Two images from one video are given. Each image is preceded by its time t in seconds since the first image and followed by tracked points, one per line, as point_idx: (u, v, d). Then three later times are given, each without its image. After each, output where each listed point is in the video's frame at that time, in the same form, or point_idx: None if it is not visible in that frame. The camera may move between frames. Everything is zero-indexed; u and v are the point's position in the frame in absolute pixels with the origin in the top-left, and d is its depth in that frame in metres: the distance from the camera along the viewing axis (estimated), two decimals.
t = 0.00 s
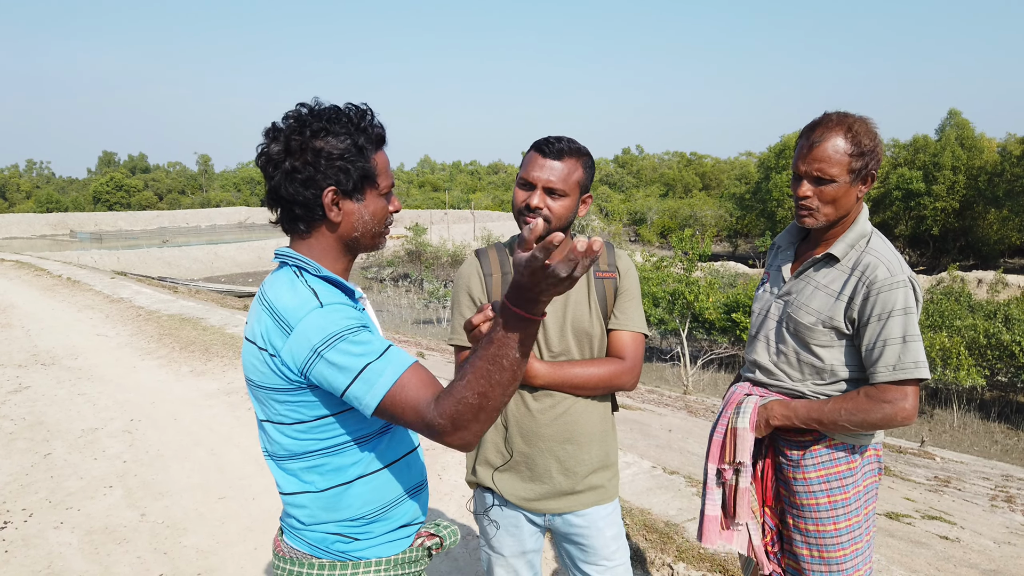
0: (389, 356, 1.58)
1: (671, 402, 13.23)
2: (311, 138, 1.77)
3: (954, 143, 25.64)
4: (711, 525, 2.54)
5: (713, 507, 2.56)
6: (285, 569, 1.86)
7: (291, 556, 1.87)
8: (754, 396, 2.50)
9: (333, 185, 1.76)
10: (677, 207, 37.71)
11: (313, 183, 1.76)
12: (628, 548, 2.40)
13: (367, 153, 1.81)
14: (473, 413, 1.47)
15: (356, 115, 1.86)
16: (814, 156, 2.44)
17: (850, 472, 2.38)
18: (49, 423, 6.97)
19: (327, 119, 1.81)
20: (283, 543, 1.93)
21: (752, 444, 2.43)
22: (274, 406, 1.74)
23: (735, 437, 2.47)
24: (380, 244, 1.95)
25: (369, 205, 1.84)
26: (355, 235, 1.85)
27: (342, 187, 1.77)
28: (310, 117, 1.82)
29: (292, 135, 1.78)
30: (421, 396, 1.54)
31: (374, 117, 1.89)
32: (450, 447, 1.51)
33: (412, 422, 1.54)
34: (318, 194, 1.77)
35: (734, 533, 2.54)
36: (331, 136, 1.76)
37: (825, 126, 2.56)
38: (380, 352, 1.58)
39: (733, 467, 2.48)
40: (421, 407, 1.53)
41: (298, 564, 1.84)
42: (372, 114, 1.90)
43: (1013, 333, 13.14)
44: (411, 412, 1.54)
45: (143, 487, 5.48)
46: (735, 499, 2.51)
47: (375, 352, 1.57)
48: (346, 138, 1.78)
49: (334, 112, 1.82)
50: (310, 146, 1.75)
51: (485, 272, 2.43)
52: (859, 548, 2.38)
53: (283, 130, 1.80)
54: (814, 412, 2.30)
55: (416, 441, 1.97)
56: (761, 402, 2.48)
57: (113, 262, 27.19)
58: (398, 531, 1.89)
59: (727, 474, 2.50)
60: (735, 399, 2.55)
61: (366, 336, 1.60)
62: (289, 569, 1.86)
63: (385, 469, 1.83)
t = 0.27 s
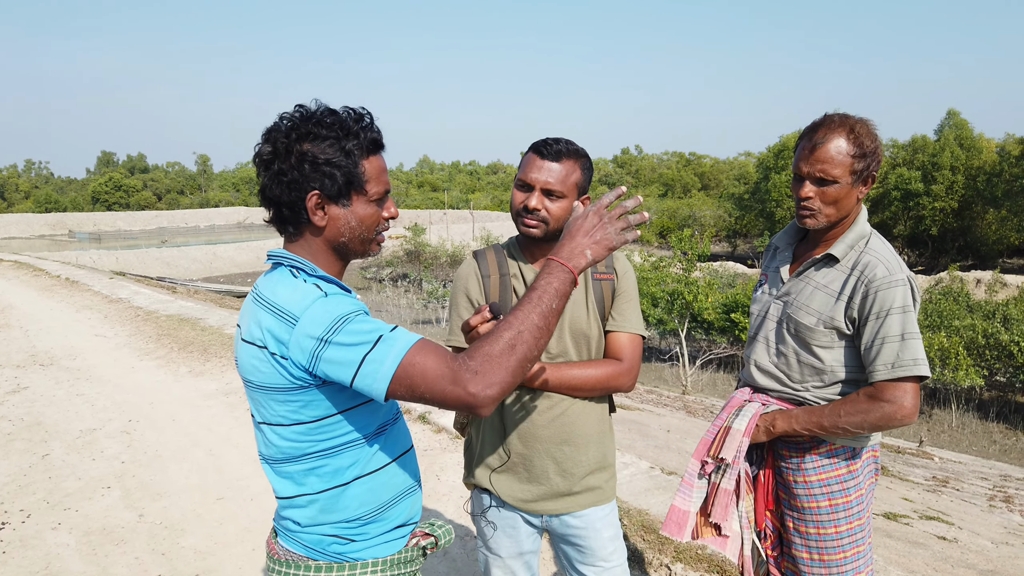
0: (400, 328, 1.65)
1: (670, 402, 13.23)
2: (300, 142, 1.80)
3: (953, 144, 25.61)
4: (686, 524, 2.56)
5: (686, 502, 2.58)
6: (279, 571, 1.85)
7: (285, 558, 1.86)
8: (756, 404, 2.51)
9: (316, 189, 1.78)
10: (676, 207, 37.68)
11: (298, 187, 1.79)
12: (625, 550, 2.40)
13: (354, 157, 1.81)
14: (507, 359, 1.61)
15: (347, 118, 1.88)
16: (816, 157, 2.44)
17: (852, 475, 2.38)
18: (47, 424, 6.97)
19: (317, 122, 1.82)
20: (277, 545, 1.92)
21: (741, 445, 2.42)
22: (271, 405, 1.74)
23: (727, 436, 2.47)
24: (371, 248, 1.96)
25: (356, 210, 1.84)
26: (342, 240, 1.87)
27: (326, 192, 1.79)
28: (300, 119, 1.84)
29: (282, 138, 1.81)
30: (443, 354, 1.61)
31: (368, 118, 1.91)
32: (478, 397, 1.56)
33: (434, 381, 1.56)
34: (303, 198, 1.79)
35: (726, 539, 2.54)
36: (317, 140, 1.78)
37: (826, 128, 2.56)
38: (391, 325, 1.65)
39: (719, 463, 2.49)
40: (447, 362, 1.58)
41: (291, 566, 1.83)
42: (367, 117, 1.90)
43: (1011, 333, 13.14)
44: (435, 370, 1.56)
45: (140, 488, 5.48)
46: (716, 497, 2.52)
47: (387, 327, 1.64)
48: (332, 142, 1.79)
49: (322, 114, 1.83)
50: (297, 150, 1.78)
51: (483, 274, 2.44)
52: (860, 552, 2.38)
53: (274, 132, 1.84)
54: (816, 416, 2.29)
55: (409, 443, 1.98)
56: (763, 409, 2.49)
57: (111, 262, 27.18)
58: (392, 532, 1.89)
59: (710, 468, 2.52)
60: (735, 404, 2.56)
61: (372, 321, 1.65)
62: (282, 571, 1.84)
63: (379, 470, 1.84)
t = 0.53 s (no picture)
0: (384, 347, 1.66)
1: (650, 409, 13.29)
2: (281, 149, 1.79)
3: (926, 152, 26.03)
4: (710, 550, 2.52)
5: (700, 534, 2.55)
6: None
7: (265, 571, 1.85)
8: (737, 420, 2.52)
9: (297, 198, 1.78)
10: (657, 214, 37.91)
11: (279, 195, 1.78)
12: (604, 558, 2.40)
13: (335, 165, 1.81)
14: (487, 387, 1.61)
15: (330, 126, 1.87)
16: (799, 165, 2.46)
17: (829, 479, 2.41)
18: (20, 437, 6.87)
19: (296, 131, 1.81)
20: (256, 557, 1.90)
21: (738, 470, 2.46)
22: (251, 415, 1.73)
23: (721, 463, 2.50)
24: (352, 257, 1.95)
25: (337, 218, 1.84)
26: (323, 247, 1.86)
27: (307, 200, 1.78)
28: (280, 128, 1.83)
29: (262, 145, 1.80)
30: (424, 377, 1.61)
31: (350, 129, 1.90)
32: (454, 425, 1.56)
33: (412, 405, 1.56)
34: (283, 205, 1.79)
35: (752, 550, 2.47)
36: (298, 148, 1.78)
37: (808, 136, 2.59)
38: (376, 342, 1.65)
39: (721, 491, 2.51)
40: (426, 387, 1.58)
41: None
42: (349, 127, 1.90)
43: (985, 338, 13.37)
44: (415, 395, 1.57)
45: (115, 501, 5.42)
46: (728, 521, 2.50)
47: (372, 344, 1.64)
48: (315, 149, 1.79)
49: (303, 123, 1.82)
50: (280, 157, 1.77)
51: (462, 282, 2.44)
52: (837, 557, 2.42)
53: (255, 139, 1.82)
54: (793, 424, 2.31)
55: (389, 452, 1.97)
56: (744, 423, 2.50)
57: (87, 272, 26.90)
58: (372, 542, 1.88)
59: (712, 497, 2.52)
60: (717, 426, 2.56)
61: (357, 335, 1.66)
62: None
63: (360, 480, 1.83)
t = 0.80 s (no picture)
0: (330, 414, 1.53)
1: (627, 418, 13.34)
2: (253, 159, 1.78)
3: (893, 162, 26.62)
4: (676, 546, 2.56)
5: (671, 532, 2.59)
6: None
7: None
8: (712, 426, 2.55)
9: (270, 208, 1.77)
10: (633, 224, 38.20)
11: (251, 205, 1.77)
12: (580, 567, 2.41)
13: (307, 175, 1.80)
14: (391, 503, 1.47)
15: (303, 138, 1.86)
16: (772, 175, 2.50)
17: (803, 487, 2.43)
18: None
19: (269, 143, 1.81)
20: (228, 570, 1.89)
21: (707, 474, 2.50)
22: (218, 432, 1.69)
23: (693, 467, 2.54)
24: (327, 268, 1.93)
25: (311, 228, 1.83)
26: (298, 258, 1.84)
27: (280, 210, 1.77)
28: (253, 138, 1.82)
29: (234, 156, 1.79)
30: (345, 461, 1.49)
31: (324, 141, 1.90)
32: (341, 520, 1.42)
33: (318, 481, 1.45)
34: (256, 215, 1.77)
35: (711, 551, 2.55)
36: (269, 159, 1.77)
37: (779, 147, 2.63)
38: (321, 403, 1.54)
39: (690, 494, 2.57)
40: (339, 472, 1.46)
41: None
42: (321, 137, 1.90)
43: (954, 343, 13.65)
44: (324, 474, 1.45)
45: (85, 519, 5.32)
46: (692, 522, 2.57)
47: (317, 405, 1.52)
48: (286, 159, 1.78)
49: (275, 134, 1.82)
50: (251, 168, 1.76)
51: (436, 293, 2.44)
52: (816, 562, 2.43)
53: (226, 151, 1.81)
54: (764, 431, 2.34)
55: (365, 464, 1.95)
56: (719, 430, 2.53)
57: (56, 286, 26.47)
58: (346, 556, 1.87)
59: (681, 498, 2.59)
60: (692, 427, 2.61)
61: (308, 383, 1.55)
62: None
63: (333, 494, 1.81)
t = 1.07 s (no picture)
0: (290, 454, 1.58)
1: (619, 420, 13.35)
2: (248, 160, 1.76)
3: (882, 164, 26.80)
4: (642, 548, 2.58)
5: (646, 530, 2.62)
6: None
7: None
8: (705, 427, 2.53)
9: (269, 209, 1.76)
10: (625, 227, 38.28)
11: (249, 207, 1.75)
12: (571, 567, 2.41)
13: (305, 176, 1.81)
14: None
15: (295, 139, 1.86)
16: (757, 177, 2.51)
17: (793, 486, 2.44)
18: None
19: (264, 143, 1.80)
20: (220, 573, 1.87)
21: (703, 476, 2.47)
22: (205, 439, 1.67)
23: (686, 469, 2.50)
24: (323, 269, 1.94)
25: (310, 228, 1.83)
26: (297, 259, 1.84)
27: (280, 211, 1.77)
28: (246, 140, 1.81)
29: (228, 157, 1.76)
30: (278, 516, 1.56)
31: (316, 140, 1.90)
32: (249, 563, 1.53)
33: (247, 510, 1.53)
34: (254, 218, 1.76)
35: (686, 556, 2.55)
36: (266, 160, 1.76)
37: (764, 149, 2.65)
38: (285, 439, 1.57)
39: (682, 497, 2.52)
40: (265, 518, 1.54)
41: None
42: (315, 138, 1.90)
43: (943, 344, 13.73)
44: (256, 512, 1.53)
45: (75, 524, 5.28)
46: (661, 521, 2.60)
47: (279, 437, 1.56)
48: (284, 161, 1.78)
49: (270, 136, 1.81)
50: (247, 169, 1.75)
51: (426, 295, 2.44)
52: (797, 561, 2.47)
53: (220, 153, 1.78)
54: (768, 431, 2.33)
55: (361, 467, 1.97)
56: (713, 429, 2.52)
57: (45, 290, 26.30)
58: (339, 559, 1.87)
59: (667, 500, 2.54)
60: (685, 429, 2.59)
61: (276, 410, 1.57)
62: None
63: (326, 498, 1.80)
